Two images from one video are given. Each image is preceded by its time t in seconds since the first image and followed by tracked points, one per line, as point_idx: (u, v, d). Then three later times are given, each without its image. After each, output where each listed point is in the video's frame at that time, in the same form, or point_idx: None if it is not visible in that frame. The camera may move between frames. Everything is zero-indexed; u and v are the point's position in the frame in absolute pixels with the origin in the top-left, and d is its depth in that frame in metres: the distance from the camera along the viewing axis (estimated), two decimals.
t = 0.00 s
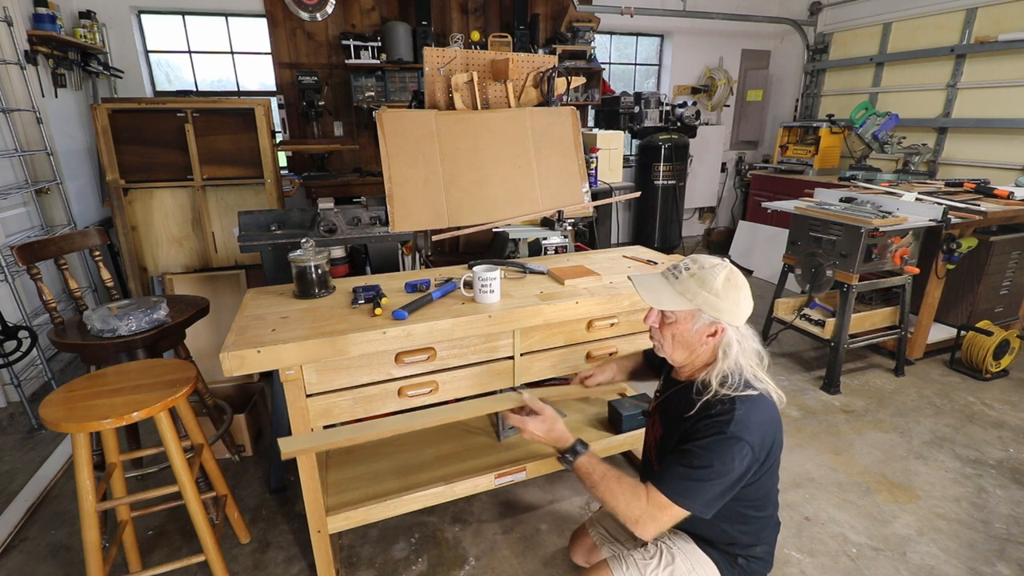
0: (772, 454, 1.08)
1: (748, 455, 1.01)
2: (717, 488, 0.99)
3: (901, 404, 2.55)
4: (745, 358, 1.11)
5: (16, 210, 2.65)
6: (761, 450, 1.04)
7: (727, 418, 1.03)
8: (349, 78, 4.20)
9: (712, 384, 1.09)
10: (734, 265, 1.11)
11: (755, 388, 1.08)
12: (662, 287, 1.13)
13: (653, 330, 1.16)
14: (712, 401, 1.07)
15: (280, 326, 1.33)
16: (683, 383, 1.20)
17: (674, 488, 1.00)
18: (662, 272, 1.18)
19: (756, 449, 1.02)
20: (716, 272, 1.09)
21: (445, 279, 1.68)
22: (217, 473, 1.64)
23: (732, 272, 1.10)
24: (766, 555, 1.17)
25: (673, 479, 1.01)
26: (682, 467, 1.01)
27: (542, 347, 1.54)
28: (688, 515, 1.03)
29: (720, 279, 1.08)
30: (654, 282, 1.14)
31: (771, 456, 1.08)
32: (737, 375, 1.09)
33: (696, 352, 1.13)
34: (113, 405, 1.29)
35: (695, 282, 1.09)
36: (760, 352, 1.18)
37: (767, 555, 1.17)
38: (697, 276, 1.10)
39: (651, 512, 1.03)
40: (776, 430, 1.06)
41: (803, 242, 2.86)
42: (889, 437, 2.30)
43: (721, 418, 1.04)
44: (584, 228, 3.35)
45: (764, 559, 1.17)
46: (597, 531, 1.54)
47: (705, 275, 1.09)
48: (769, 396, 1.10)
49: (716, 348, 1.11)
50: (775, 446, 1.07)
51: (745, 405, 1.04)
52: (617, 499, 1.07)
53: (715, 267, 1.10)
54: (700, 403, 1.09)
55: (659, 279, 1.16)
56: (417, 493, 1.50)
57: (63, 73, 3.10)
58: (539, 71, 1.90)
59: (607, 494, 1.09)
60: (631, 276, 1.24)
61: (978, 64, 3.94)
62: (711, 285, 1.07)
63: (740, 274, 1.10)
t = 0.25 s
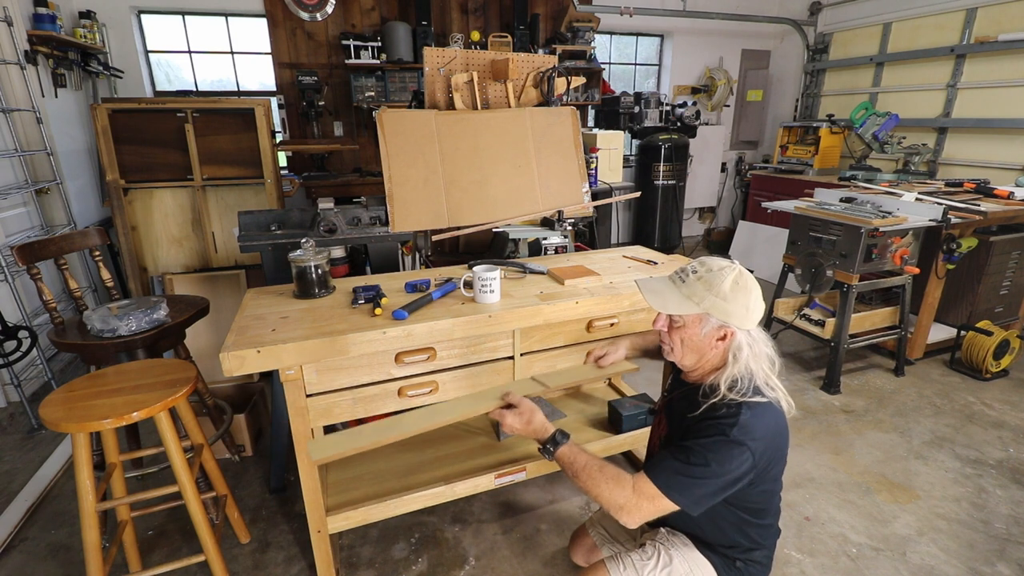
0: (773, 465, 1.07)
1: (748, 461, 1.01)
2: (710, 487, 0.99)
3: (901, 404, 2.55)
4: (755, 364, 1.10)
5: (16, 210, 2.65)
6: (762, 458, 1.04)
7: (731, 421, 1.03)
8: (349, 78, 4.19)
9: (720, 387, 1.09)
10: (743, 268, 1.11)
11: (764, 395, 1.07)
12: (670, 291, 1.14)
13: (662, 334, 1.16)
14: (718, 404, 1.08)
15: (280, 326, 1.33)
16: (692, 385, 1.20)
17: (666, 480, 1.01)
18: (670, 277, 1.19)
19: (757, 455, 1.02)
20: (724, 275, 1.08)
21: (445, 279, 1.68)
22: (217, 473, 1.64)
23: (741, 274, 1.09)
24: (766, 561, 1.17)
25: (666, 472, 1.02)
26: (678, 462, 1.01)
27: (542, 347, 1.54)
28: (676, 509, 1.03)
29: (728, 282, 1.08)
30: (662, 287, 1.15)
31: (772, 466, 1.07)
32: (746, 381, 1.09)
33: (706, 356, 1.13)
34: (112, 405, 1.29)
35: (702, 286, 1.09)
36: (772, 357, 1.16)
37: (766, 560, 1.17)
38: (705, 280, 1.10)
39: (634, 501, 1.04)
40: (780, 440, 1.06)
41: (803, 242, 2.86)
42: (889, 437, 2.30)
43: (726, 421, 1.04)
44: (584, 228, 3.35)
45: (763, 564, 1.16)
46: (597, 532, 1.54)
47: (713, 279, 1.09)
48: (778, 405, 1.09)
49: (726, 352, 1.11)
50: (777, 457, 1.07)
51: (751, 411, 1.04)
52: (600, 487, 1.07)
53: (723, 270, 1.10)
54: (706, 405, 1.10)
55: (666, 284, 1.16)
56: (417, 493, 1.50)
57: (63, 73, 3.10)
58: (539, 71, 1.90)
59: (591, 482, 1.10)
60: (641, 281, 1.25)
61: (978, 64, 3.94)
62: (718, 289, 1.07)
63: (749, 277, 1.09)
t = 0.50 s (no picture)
0: (773, 471, 1.07)
1: (747, 467, 1.01)
2: (707, 492, 0.99)
3: (901, 404, 2.55)
4: (757, 368, 1.10)
5: (16, 210, 2.65)
6: (762, 464, 1.03)
7: (731, 426, 1.03)
8: (349, 78, 4.20)
9: (721, 391, 1.09)
10: (746, 270, 1.10)
11: (766, 402, 1.06)
12: (671, 293, 1.14)
13: (664, 336, 1.17)
14: (719, 409, 1.07)
15: (280, 326, 1.33)
16: (695, 387, 1.20)
17: (663, 483, 1.02)
18: (673, 279, 1.19)
19: (757, 461, 1.02)
20: (726, 277, 1.08)
21: (445, 279, 1.68)
22: (217, 473, 1.64)
23: (743, 276, 1.09)
24: (766, 564, 1.17)
25: (664, 475, 1.02)
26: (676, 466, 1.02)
27: (542, 347, 1.54)
28: (673, 512, 1.04)
29: (729, 284, 1.07)
30: (663, 289, 1.16)
31: (772, 472, 1.07)
32: (748, 386, 1.08)
33: (707, 359, 1.13)
34: (113, 404, 1.29)
35: (703, 288, 1.10)
36: (776, 362, 1.16)
37: (766, 564, 1.17)
38: (705, 282, 1.10)
39: (629, 504, 1.04)
40: (781, 447, 1.05)
41: (803, 242, 2.86)
42: (889, 437, 2.30)
43: (726, 426, 1.03)
44: (584, 228, 3.35)
45: (764, 567, 1.16)
46: (597, 532, 1.54)
47: (714, 281, 1.09)
48: (780, 412, 1.08)
49: (727, 355, 1.11)
50: (778, 463, 1.06)
51: (752, 417, 1.04)
52: (597, 487, 1.08)
53: (725, 272, 1.10)
54: (708, 409, 1.10)
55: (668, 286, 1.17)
56: (417, 493, 1.50)
57: (63, 73, 3.10)
58: (539, 72, 1.90)
59: (588, 482, 1.10)
60: (645, 282, 1.26)
61: (978, 64, 3.94)
62: (718, 291, 1.07)
63: (752, 279, 1.09)
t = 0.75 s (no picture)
0: (780, 469, 1.07)
1: (760, 466, 1.00)
2: (726, 496, 0.97)
3: (901, 404, 2.55)
4: (757, 365, 1.11)
5: (16, 210, 2.65)
6: (771, 463, 1.03)
7: (741, 426, 1.02)
8: (349, 78, 4.20)
9: (723, 390, 1.09)
10: (743, 268, 1.11)
11: (769, 398, 1.07)
12: (667, 291, 1.14)
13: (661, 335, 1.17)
14: (725, 408, 1.07)
15: (280, 326, 1.33)
16: (695, 387, 1.20)
17: (683, 492, 0.97)
18: (669, 277, 1.19)
19: (767, 461, 1.01)
20: (722, 275, 1.09)
21: (445, 279, 1.68)
22: (217, 473, 1.64)
23: (740, 274, 1.09)
24: (767, 565, 1.17)
25: (683, 482, 0.98)
26: (694, 471, 0.99)
27: (542, 347, 1.54)
28: (695, 525, 0.99)
29: (725, 282, 1.08)
30: (659, 288, 1.16)
31: (779, 471, 1.07)
32: (749, 383, 1.09)
33: (705, 357, 1.13)
34: (113, 405, 1.29)
35: (699, 285, 1.10)
36: (774, 360, 1.17)
37: (767, 564, 1.17)
38: (701, 280, 1.10)
39: (649, 519, 0.99)
40: (788, 444, 1.06)
41: (803, 242, 2.86)
42: (889, 437, 2.30)
43: (735, 425, 1.03)
44: (584, 228, 3.35)
45: (765, 568, 1.16)
46: (597, 532, 1.54)
47: (710, 278, 1.10)
48: (783, 408, 1.09)
49: (725, 353, 1.11)
50: (784, 461, 1.07)
51: (759, 414, 1.04)
52: (620, 499, 1.03)
53: (721, 270, 1.10)
54: (713, 410, 1.09)
55: (664, 284, 1.17)
56: (417, 493, 1.50)
57: (63, 73, 3.10)
58: (539, 71, 1.90)
59: (611, 495, 1.05)
60: (641, 281, 1.26)
61: (978, 64, 3.94)
62: (715, 288, 1.07)
63: (749, 277, 1.09)
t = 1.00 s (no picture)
0: (782, 470, 1.07)
1: (762, 461, 1.00)
2: (725, 485, 0.97)
3: (901, 404, 2.55)
4: (760, 365, 1.11)
5: (16, 210, 2.65)
6: (774, 461, 1.03)
7: (744, 421, 1.03)
8: (349, 78, 4.19)
9: (726, 389, 1.09)
10: (744, 269, 1.10)
11: (773, 397, 1.08)
12: (667, 295, 1.14)
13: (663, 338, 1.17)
14: (729, 405, 1.08)
15: (280, 326, 1.33)
16: (697, 387, 1.20)
17: (681, 476, 0.98)
18: (669, 280, 1.19)
19: (770, 458, 1.01)
20: (722, 278, 1.08)
21: (445, 279, 1.68)
22: (217, 473, 1.64)
23: (740, 276, 1.08)
24: (770, 564, 1.18)
25: (682, 466, 0.99)
26: (694, 459, 0.99)
27: (542, 347, 1.54)
28: (688, 510, 0.98)
29: (726, 285, 1.07)
30: (660, 292, 1.15)
31: (781, 473, 1.07)
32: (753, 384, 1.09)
33: (707, 360, 1.13)
34: (113, 404, 1.29)
35: (700, 289, 1.09)
36: (777, 359, 1.17)
37: (770, 563, 1.18)
38: (701, 284, 1.10)
39: (642, 492, 0.97)
40: (791, 444, 1.06)
41: (803, 242, 2.86)
42: (889, 437, 2.30)
43: (738, 420, 1.04)
44: (584, 228, 3.35)
45: (767, 568, 1.17)
46: (597, 532, 1.54)
47: (711, 281, 1.09)
48: (786, 408, 1.10)
49: (727, 355, 1.11)
50: (786, 461, 1.06)
51: (763, 411, 1.04)
52: (615, 470, 1.00)
53: (721, 272, 1.09)
54: (717, 406, 1.10)
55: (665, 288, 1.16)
56: (417, 493, 1.50)
57: (63, 73, 3.10)
58: (539, 71, 1.90)
59: (605, 466, 1.02)
60: (641, 284, 1.25)
61: (978, 64, 3.94)
62: (715, 292, 1.07)
63: (749, 278, 1.08)
